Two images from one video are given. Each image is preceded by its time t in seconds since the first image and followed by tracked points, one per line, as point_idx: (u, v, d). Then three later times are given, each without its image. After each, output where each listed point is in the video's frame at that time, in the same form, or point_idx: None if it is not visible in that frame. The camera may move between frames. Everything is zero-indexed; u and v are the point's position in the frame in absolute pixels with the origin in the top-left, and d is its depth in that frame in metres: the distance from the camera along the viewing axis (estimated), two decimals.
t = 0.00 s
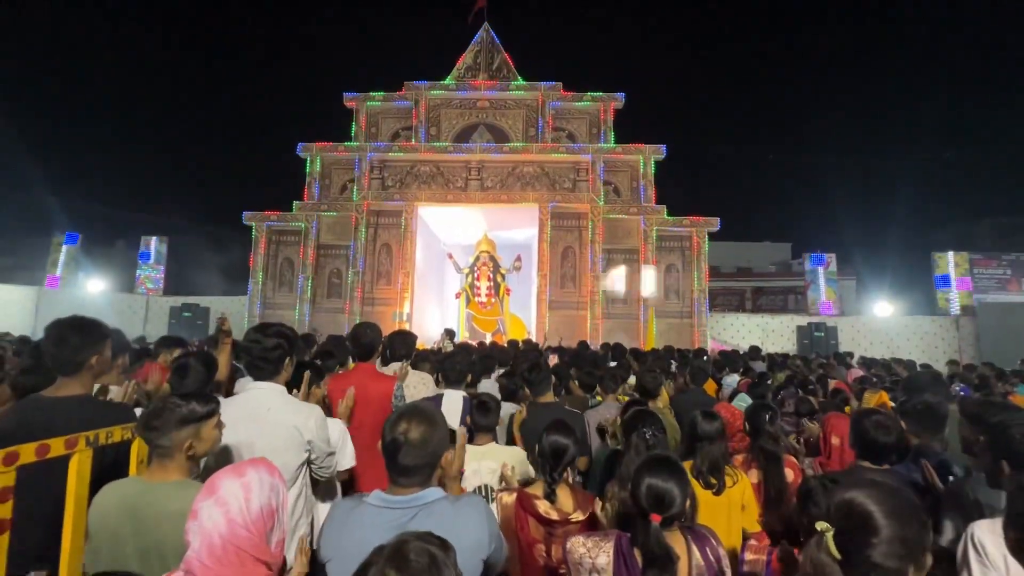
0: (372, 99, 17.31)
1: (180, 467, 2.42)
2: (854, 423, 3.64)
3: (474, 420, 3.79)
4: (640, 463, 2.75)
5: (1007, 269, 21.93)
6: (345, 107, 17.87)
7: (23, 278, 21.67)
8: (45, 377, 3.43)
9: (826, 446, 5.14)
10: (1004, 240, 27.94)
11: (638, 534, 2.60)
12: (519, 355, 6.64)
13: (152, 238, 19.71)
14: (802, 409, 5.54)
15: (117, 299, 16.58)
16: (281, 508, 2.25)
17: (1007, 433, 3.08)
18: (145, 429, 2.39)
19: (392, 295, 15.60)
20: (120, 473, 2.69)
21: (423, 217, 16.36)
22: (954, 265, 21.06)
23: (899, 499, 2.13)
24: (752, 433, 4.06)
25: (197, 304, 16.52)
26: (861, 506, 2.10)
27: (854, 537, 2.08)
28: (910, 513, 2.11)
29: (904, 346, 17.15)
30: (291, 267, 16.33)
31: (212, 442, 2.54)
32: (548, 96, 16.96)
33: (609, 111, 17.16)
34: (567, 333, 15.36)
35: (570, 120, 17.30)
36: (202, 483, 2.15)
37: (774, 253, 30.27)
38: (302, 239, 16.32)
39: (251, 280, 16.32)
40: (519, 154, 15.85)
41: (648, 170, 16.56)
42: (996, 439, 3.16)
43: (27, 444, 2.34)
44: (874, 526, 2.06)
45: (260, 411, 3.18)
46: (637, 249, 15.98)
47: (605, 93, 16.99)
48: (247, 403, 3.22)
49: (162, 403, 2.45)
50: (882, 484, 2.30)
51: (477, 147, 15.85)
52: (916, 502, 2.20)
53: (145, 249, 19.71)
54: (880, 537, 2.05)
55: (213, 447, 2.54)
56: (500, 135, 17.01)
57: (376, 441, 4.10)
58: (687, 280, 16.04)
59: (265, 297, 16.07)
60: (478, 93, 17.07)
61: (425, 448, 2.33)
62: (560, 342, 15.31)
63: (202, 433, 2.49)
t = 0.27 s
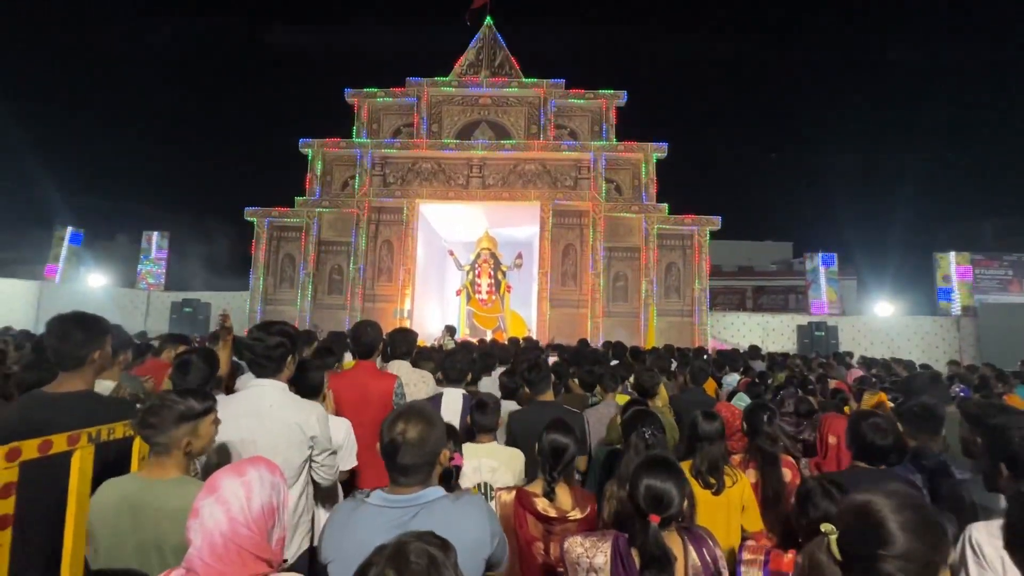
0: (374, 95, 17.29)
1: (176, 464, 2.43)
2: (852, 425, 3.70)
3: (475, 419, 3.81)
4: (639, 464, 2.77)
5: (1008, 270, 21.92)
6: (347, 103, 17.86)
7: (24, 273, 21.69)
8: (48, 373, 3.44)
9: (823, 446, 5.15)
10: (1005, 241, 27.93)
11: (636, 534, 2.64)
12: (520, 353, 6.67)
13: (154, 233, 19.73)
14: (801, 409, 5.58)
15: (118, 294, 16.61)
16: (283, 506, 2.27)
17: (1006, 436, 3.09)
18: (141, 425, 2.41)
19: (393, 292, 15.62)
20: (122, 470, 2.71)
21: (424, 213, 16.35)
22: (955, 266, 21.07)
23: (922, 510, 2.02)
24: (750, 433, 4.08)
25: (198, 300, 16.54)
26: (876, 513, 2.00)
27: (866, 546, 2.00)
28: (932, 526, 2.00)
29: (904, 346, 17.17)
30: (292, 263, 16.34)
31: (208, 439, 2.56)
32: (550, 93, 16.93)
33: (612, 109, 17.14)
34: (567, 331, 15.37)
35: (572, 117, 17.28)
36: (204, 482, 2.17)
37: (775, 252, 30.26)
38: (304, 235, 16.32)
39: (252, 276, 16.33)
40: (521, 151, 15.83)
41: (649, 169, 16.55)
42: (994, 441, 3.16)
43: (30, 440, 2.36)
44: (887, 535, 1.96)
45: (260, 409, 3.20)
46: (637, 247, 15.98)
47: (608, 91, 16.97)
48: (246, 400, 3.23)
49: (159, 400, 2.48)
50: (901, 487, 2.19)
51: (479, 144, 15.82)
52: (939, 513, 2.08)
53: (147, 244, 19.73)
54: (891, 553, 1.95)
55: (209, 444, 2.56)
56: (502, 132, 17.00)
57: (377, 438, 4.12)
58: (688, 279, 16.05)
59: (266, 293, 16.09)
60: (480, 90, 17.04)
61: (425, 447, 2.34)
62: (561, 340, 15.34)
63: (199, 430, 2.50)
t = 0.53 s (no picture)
0: (373, 87, 17.22)
1: (169, 457, 2.44)
2: (846, 422, 3.72)
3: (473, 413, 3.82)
4: (637, 461, 2.78)
5: (1005, 269, 21.97)
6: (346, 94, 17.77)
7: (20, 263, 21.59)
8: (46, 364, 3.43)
9: (817, 441, 5.18)
10: (1002, 240, 28.00)
11: (633, 532, 2.63)
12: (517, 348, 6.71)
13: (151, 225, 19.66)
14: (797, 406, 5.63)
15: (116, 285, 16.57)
16: (281, 500, 2.29)
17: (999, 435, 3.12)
18: (131, 422, 2.39)
19: (391, 286, 15.63)
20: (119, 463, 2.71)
21: (423, 207, 16.30)
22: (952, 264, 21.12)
23: (926, 514, 2.01)
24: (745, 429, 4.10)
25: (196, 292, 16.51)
26: (876, 515, 2.01)
27: (864, 546, 2.01)
28: (934, 531, 1.99)
29: (900, 343, 17.26)
30: (290, 256, 16.32)
31: (199, 430, 2.57)
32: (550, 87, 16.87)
33: (612, 104, 17.10)
34: (565, 327, 15.41)
35: (573, 111, 17.23)
36: (202, 476, 2.18)
37: (773, 249, 30.28)
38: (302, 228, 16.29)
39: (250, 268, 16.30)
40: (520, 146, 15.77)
41: (649, 164, 16.53)
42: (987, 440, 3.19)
43: (25, 433, 2.36)
44: (886, 538, 1.97)
45: (257, 402, 3.19)
46: (636, 243, 15.99)
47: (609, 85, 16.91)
48: (244, 393, 3.23)
49: (147, 396, 2.47)
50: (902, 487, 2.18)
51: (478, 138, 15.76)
52: (945, 518, 2.07)
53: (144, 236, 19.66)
54: (887, 556, 1.96)
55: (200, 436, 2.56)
56: (502, 126, 16.95)
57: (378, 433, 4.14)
58: (686, 274, 16.07)
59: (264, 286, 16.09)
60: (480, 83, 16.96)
61: (425, 440, 2.34)
62: (559, 336, 15.39)
63: (191, 423, 2.51)
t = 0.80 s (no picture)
0: (371, 78, 17.13)
1: (161, 449, 2.43)
2: (840, 420, 3.73)
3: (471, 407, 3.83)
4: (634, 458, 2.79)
5: (1001, 267, 22.04)
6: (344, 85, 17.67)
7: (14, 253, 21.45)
8: (41, 356, 3.41)
9: (810, 438, 5.21)
10: (999, 238, 28.06)
11: (633, 531, 2.64)
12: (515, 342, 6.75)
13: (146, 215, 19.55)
14: (792, 403, 5.70)
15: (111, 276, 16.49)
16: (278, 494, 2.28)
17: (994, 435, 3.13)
18: (123, 414, 2.38)
19: (389, 279, 15.62)
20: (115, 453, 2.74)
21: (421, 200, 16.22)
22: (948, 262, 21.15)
23: (914, 507, 2.05)
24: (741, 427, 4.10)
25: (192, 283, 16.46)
26: (868, 510, 2.04)
27: (857, 541, 2.02)
28: (924, 524, 2.04)
29: (895, 341, 17.33)
30: (287, 247, 16.26)
31: (192, 424, 2.56)
32: (550, 81, 16.79)
33: (612, 98, 17.05)
34: (563, 321, 15.43)
35: (572, 105, 17.19)
36: (200, 471, 2.19)
37: (771, 245, 30.31)
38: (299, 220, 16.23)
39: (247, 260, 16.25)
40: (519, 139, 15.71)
41: (648, 159, 16.50)
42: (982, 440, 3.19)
43: (19, 425, 2.34)
44: (878, 533, 1.99)
45: (255, 395, 3.19)
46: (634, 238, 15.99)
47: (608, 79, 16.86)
48: (240, 386, 3.22)
49: (140, 388, 2.46)
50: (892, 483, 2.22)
51: (477, 131, 15.69)
52: (932, 511, 2.12)
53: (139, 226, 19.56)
54: (879, 551, 1.99)
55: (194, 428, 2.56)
56: (501, 119, 16.88)
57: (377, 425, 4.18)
58: (683, 270, 16.09)
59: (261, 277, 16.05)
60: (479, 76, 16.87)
61: (424, 437, 2.34)
62: (556, 330, 15.42)
63: (184, 416, 2.51)
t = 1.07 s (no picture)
0: (369, 70, 17.03)
1: (156, 444, 2.42)
2: (833, 418, 3.75)
3: (468, 402, 3.85)
4: (630, 456, 2.80)
5: (994, 266, 22.16)
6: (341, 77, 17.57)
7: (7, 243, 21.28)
8: (36, 348, 3.38)
9: (804, 436, 5.22)
10: (993, 237, 28.20)
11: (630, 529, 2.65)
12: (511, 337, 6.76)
13: (141, 206, 19.41)
14: (786, 400, 5.73)
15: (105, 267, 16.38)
16: (273, 488, 2.27)
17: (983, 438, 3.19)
18: (119, 410, 2.37)
19: (386, 272, 15.59)
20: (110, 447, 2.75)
21: (418, 193, 16.14)
22: (943, 261, 21.25)
23: (904, 501, 2.09)
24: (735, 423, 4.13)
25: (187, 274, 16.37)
26: (857, 504, 2.08)
27: (846, 535, 2.07)
28: (913, 519, 2.07)
29: (889, 338, 17.43)
30: (283, 240, 16.19)
31: (188, 418, 2.56)
32: (549, 74, 16.73)
33: (610, 93, 17.01)
34: (559, 316, 15.45)
35: (571, 100, 17.16)
36: (194, 466, 2.17)
37: (767, 242, 30.37)
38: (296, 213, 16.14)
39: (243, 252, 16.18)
40: (517, 133, 15.66)
41: (646, 155, 16.49)
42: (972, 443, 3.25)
43: (14, 418, 2.33)
44: (868, 527, 2.03)
45: (250, 390, 3.18)
46: (631, 233, 16.00)
47: (607, 74, 16.82)
48: (235, 382, 3.22)
49: (135, 383, 2.44)
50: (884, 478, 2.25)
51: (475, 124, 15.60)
52: (921, 505, 2.16)
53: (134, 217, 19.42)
54: (870, 544, 2.03)
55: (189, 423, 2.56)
56: (499, 113, 16.82)
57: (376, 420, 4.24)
58: (680, 266, 16.12)
59: (257, 270, 15.98)
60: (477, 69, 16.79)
61: (421, 435, 2.34)
62: (552, 325, 15.43)
63: (179, 411, 2.50)
